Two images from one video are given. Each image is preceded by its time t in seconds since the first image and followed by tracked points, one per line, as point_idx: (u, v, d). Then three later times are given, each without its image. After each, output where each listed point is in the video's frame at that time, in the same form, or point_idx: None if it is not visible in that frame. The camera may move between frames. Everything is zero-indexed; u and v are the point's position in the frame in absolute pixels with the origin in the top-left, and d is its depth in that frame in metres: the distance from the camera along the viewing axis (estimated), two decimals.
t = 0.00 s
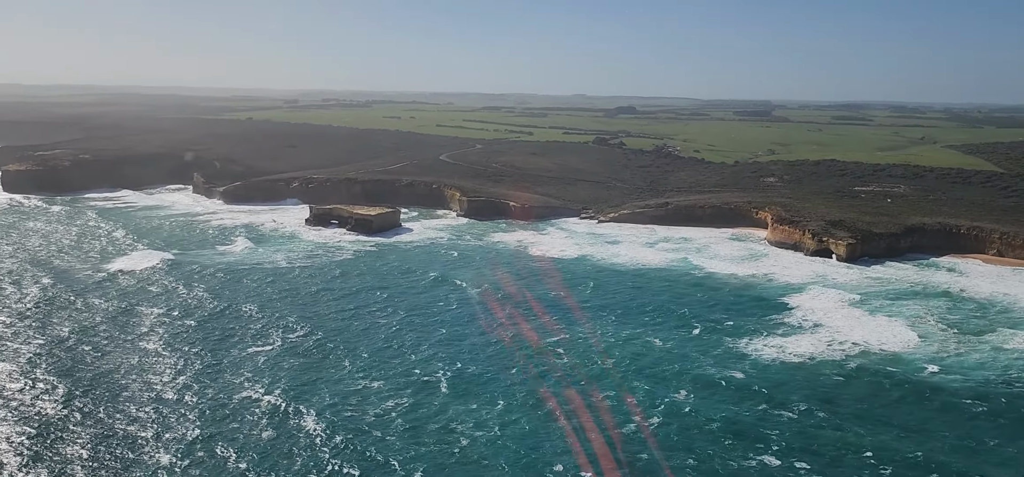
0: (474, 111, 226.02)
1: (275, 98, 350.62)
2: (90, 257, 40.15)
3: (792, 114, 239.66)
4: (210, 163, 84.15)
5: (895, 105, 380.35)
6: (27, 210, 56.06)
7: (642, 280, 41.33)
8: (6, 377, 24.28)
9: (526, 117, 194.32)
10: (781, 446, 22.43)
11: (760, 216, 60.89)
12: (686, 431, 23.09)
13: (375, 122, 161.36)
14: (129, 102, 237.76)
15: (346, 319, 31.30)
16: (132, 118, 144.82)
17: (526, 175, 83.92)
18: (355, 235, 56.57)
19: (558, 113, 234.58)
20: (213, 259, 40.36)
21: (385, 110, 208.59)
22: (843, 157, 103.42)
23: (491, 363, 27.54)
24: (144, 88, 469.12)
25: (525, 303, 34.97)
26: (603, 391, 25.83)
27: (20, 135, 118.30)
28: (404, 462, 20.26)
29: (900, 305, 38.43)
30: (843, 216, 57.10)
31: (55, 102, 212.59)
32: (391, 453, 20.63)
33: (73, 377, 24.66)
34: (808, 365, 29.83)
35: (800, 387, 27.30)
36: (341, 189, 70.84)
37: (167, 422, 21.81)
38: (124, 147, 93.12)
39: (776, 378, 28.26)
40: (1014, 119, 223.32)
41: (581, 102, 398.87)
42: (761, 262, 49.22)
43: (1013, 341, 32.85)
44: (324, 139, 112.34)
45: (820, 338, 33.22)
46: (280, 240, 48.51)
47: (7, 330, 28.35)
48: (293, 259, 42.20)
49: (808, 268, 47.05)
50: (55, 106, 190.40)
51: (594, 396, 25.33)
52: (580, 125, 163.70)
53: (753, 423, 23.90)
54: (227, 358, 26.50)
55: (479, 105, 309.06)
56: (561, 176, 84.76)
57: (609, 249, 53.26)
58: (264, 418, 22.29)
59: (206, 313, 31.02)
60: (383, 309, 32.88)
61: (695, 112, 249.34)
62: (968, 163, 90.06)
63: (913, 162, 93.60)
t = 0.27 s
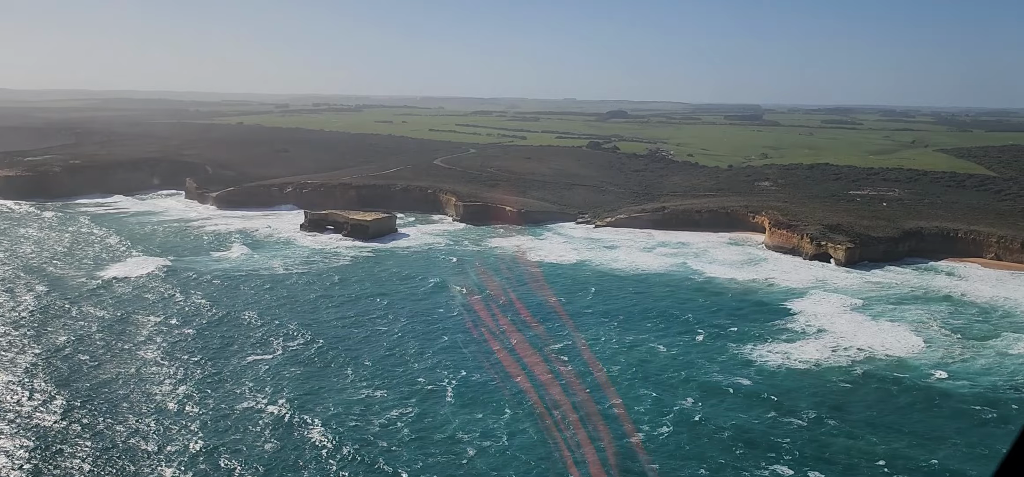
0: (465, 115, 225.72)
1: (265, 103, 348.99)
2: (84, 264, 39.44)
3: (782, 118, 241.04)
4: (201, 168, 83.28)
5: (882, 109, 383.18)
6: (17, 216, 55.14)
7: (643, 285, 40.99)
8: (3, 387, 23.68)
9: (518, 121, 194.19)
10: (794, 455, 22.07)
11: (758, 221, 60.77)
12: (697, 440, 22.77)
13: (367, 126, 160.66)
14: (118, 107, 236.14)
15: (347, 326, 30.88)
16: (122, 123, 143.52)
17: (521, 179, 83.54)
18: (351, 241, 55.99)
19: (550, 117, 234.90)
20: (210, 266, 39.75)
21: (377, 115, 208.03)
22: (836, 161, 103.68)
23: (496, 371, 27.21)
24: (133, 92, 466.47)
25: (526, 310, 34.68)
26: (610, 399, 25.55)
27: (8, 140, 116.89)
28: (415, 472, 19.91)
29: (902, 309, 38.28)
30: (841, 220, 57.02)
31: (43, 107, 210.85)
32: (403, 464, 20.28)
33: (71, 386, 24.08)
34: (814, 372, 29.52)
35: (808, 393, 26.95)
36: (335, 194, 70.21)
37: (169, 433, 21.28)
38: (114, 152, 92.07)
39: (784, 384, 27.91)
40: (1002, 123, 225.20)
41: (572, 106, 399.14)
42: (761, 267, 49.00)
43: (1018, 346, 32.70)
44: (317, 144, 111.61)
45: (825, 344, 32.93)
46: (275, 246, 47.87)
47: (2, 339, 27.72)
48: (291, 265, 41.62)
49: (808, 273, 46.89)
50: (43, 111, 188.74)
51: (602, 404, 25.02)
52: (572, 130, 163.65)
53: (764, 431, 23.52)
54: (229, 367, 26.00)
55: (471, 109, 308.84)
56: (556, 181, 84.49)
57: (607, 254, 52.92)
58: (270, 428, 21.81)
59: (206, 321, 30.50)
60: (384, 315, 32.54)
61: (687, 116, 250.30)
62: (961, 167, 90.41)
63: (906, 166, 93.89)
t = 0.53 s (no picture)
0: (458, 120, 225.36)
1: (256, 108, 347.50)
2: (79, 273, 38.83)
3: (776, 121, 241.40)
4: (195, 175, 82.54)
5: (873, 112, 385.16)
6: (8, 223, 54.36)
7: (646, 291, 40.69)
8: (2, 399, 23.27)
9: (513, 125, 193.82)
10: (807, 464, 21.70)
11: (757, 224, 60.58)
12: (707, 450, 22.43)
13: (361, 131, 159.96)
14: (110, 112, 234.66)
15: (350, 334, 30.63)
16: (115, 129, 142.44)
17: (518, 184, 83.17)
18: (348, 247, 55.44)
19: (544, 121, 234.70)
20: (208, 274, 39.26)
21: (371, 120, 207.28)
22: (832, 165, 103.75)
23: (502, 381, 27.10)
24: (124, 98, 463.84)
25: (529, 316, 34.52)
26: (617, 409, 25.46)
27: None
28: None
29: (906, 314, 38.06)
30: (840, 223, 56.88)
31: (33, 113, 209.38)
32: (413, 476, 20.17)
33: (73, 398, 23.72)
34: (822, 377, 29.18)
35: (818, 399, 26.60)
36: (330, 200, 69.63)
37: (175, 445, 20.96)
38: (106, 158, 91.20)
39: (793, 390, 27.57)
40: (992, 126, 226.62)
41: (564, 110, 399.24)
42: (762, 271, 48.78)
43: None
44: (311, 148, 110.99)
45: (832, 349, 32.62)
46: (272, 253, 47.30)
47: None
48: (289, 274, 41.12)
49: (809, 277, 46.71)
50: (32, 117, 187.42)
51: (609, 416, 24.89)
52: (567, 134, 163.39)
53: (776, 439, 23.17)
54: (233, 377, 25.73)
55: (464, 113, 308.56)
56: (552, 185, 84.16)
57: (607, 259, 52.58)
58: (277, 440, 21.60)
59: (207, 330, 30.19)
60: (387, 324, 32.38)
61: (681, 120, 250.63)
62: (956, 170, 90.52)
63: (902, 169, 93.97)
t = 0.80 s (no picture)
0: (452, 123, 224.95)
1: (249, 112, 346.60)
2: (77, 284, 38.39)
3: (770, 124, 241.90)
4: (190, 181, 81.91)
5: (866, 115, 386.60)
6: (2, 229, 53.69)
7: (650, 296, 40.44)
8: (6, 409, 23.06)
9: (508, 129, 193.54)
10: (824, 470, 21.41)
11: (757, 227, 60.42)
12: (722, 457, 22.13)
13: (356, 135, 159.32)
14: (102, 117, 233.20)
15: (354, 342, 30.50)
16: (107, 134, 141.39)
17: (516, 188, 82.85)
18: (347, 252, 54.99)
19: (539, 124, 234.50)
20: (208, 283, 38.95)
21: (365, 124, 206.64)
22: (828, 167, 103.85)
23: (511, 387, 26.99)
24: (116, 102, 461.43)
25: (533, 322, 34.37)
26: (626, 414, 25.24)
27: None
28: None
29: (912, 317, 37.88)
30: (841, 226, 56.75)
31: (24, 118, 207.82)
32: None
33: (78, 407, 23.51)
34: (832, 382, 28.91)
35: (831, 404, 26.33)
36: (328, 205, 69.14)
37: (183, 457, 20.80)
38: (100, 164, 90.46)
39: (805, 395, 27.29)
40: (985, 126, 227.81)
41: (558, 113, 399.35)
42: (764, 275, 48.59)
43: None
44: (306, 153, 110.41)
45: (840, 353, 32.38)
46: (271, 261, 46.87)
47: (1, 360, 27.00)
48: (290, 283, 40.66)
49: (812, 280, 46.55)
50: (23, 123, 185.90)
51: (619, 422, 24.62)
52: (562, 137, 163.20)
53: (791, 445, 22.88)
54: (237, 386, 25.58)
55: (457, 117, 308.10)
56: (550, 189, 83.87)
57: (608, 262, 52.31)
58: (286, 452, 21.46)
59: (210, 338, 30.00)
60: (391, 331, 32.24)
61: (675, 122, 250.96)
62: (953, 172, 90.66)
63: (898, 171, 94.11)
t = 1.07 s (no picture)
0: (448, 126, 224.58)
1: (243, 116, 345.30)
2: (78, 293, 38.05)
3: (766, 125, 242.35)
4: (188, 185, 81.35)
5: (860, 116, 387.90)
6: None
7: (656, 301, 40.20)
8: (13, 419, 23.10)
9: (505, 131, 193.22)
10: None
11: (760, 229, 60.23)
12: (739, 465, 21.83)
13: (353, 138, 158.73)
14: (96, 120, 231.94)
15: (362, 349, 30.31)
16: (102, 138, 140.53)
17: (515, 190, 82.55)
18: (348, 257, 54.63)
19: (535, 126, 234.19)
20: (211, 290, 38.74)
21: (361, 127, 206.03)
22: (827, 169, 103.83)
23: (522, 392, 26.81)
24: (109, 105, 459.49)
25: (540, 326, 34.18)
26: (638, 420, 24.93)
27: None
28: None
29: (920, 319, 37.68)
30: (844, 228, 56.59)
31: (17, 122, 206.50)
32: None
33: (85, 416, 23.55)
34: (845, 386, 28.65)
35: (845, 409, 26.06)
36: (327, 208, 68.72)
37: (193, 467, 20.72)
38: (96, 168, 89.83)
39: (819, 400, 27.02)
40: (980, 128, 228.74)
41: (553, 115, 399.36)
42: (769, 277, 48.41)
43: None
44: (303, 156, 109.91)
45: (851, 357, 32.14)
46: (272, 269, 46.54)
47: (5, 369, 27.03)
48: (293, 290, 40.34)
49: (817, 282, 46.38)
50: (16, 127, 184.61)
51: (632, 429, 24.29)
52: (559, 139, 162.98)
53: (808, 452, 22.60)
54: (246, 395, 25.61)
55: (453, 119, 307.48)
56: (550, 191, 83.59)
57: (611, 266, 52.06)
58: (297, 461, 21.38)
59: (216, 346, 30.03)
60: (397, 336, 32.12)
61: (671, 124, 251.03)
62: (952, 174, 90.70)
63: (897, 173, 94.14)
